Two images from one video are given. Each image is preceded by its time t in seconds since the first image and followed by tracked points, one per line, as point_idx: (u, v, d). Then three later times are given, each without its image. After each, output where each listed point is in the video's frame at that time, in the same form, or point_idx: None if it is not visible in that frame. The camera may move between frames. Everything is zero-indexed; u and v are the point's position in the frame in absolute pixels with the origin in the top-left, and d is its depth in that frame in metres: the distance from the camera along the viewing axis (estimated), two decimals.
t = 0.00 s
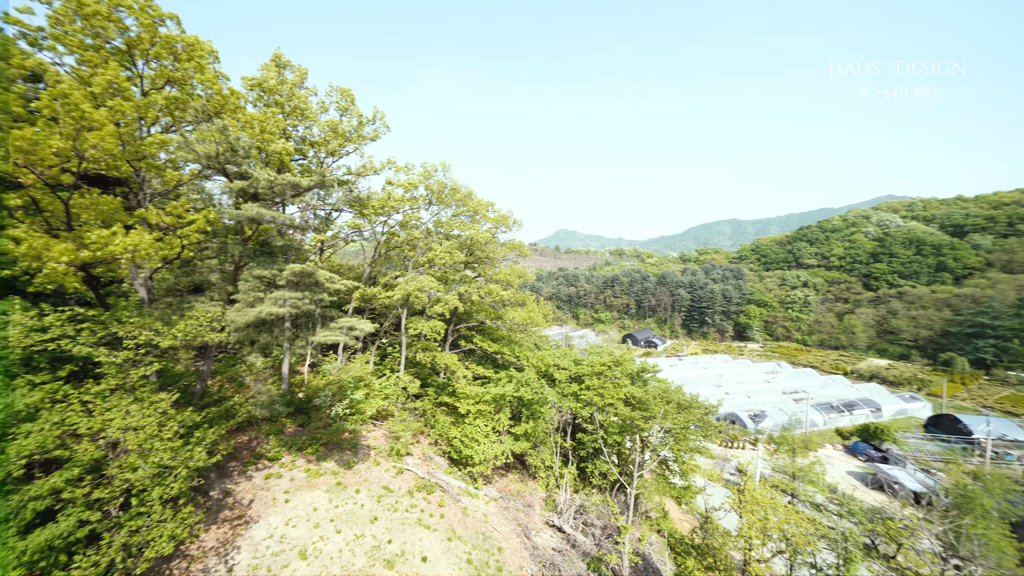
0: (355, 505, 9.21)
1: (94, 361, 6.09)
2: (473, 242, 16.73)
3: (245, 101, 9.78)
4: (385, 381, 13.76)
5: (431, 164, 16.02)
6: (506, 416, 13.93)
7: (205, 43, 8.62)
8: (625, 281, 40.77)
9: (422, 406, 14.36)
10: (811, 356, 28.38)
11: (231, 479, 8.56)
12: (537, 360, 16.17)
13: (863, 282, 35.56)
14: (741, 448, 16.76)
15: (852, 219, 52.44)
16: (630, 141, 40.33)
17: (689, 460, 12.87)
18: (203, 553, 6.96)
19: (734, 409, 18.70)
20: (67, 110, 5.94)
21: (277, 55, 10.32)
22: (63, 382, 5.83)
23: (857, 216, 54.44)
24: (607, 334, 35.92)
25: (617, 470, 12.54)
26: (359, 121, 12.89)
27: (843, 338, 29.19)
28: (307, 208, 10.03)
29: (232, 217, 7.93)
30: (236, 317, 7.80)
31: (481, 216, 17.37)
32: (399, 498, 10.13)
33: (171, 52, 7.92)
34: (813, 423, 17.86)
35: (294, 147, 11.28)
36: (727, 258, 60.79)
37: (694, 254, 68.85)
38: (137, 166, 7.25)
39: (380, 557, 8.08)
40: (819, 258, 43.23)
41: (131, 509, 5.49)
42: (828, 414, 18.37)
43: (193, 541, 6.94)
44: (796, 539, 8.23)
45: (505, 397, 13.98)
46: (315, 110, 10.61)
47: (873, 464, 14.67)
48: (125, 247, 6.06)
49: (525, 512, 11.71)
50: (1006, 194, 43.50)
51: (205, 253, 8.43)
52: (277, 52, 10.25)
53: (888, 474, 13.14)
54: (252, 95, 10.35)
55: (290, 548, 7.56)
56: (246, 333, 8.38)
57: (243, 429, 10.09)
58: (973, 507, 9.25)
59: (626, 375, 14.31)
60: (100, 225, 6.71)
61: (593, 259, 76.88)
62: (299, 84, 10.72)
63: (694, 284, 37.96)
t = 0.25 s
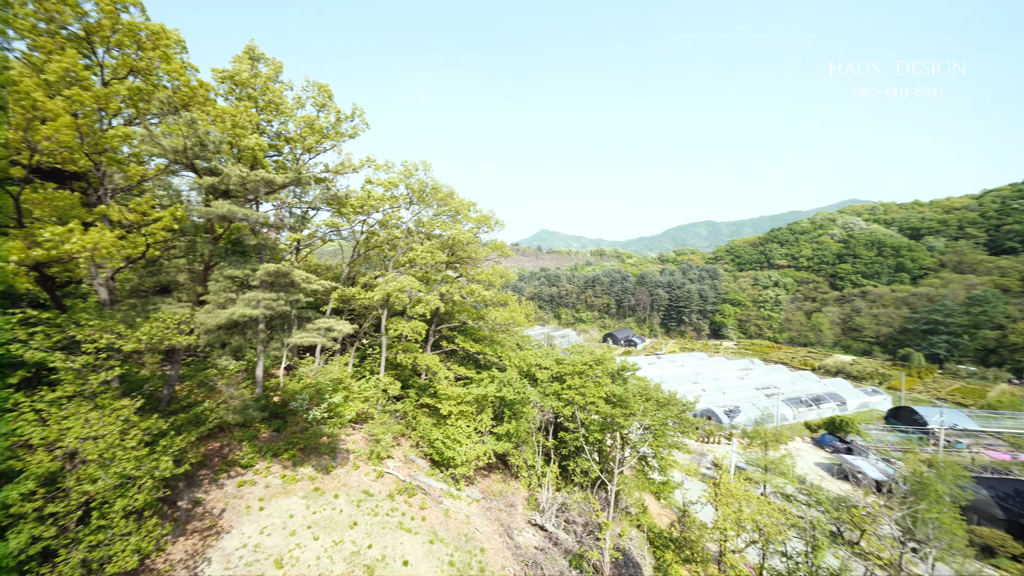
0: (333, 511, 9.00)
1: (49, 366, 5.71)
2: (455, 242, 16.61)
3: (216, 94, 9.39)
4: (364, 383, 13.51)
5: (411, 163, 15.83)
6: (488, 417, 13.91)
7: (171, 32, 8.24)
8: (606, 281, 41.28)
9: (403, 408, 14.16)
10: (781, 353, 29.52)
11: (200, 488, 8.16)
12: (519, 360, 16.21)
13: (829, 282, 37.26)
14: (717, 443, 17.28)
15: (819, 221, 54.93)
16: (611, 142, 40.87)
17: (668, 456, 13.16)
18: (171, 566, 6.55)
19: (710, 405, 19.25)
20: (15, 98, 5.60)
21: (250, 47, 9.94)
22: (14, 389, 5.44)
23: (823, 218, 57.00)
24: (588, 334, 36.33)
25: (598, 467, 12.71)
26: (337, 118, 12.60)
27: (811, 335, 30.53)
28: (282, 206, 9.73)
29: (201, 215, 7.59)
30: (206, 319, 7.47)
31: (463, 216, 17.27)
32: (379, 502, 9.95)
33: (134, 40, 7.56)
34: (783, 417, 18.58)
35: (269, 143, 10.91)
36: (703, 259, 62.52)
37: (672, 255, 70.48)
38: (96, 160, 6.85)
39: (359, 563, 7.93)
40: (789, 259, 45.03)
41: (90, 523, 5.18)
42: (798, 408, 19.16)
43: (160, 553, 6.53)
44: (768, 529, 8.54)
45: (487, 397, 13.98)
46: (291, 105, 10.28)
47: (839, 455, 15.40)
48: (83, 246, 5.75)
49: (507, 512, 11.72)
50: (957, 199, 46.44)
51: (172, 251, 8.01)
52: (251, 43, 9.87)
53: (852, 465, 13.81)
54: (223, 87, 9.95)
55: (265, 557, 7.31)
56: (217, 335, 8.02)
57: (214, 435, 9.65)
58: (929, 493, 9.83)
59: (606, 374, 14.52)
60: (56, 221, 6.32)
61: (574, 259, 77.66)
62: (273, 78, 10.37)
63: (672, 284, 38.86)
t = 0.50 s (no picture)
0: (310, 517, 8.75)
1: None
2: (436, 242, 16.46)
3: (183, 86, 8.99)
4: (342, 386, 13.21)
5: (390, 161, 15.61)
6: (470, 417, 13.87)
7: (135, 21, 7.85)
8: (586, 281, 41.76)
9: (382, 410, 13.93)
10: (754, 350, 30.64)
11: (167, 499, 7.78)
12: (501, 360, 16.23)
13: (797, 281, 38.94)
14: (693, 437, 17.81)
15: (788, 223, 57.31)
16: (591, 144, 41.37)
17: (647, 452, 13.43)
18: None
19: (687, 401, 19.79)
20: None
21: (221, 38, 9.55)
22: None
23: (792, 221, 59.50)
24: (569, 333, 36.71)
25: (579, 465, 12.87)
26: (313, 114, 12.28)
27: (781, 332, 31.82)
28: (255, 203, 9.38)
29: (166, 213, 7.24)
30: (172, 322, 7.14)
31: (444, 216, 17.15)
32: (358, 507, 9.74)
33: (93, 27, 7.18)
34: (755, 411, 19.30)
35: (240, 139, 10.52)
36: (680, 259, 64.18)
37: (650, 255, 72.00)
38: (49, 153, 6.42)
39: (337, 570, 7.74)
40: (760, 259, 46.80)
41: (43, 542, 4.85)
42: (769, 403, 19.93)
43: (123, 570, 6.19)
44: (741, 520, 8.84)
45: (468, 398, 13.91)
46: (264, 100, 9.95)
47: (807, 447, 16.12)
48: (36, 244, 5.42)
49: (489, 513, 11.70)
50: (913, 203, 49.33)
51: (135, 251, 7.61)
52: (221, 35, 9.49)
53: (819, 455, 14.48)
54: (190, 79, 9.53)
55: (237, 568, 7.03)
56: (184, 339, 7.67)
57: (182, 444, 9.20)
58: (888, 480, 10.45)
59: (587, 373, 14.74)
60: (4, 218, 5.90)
61: (555, 259, 78.30)
62: (245, 71, 10.01)
63: (650, 283, 39.69)
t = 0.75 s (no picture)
0: (288, 524, 8.52)
1: None
2: (417, 242, 16.30)
3: (149, 78, 8.59)
4: (321, 389, 12.91)
5: (370, 159, 15.36)
6: (452, 418, 13.80)
7: (96, 7, 7.47)
8: (568, 281, 42.08)
9: (363, 413, 13.68)
10: (729, 347, 31.60)
11: (133, 510, 7.43)
12: (484, 361, 16.21)
13: (770, 281, 40.37)
14: (673, 434, 18.22)
15: (761, 225, 59.34)
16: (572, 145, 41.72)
17: (628, 449, 13.66)
18: None
19: (666, 399, 20.22)
20: None
21: (190, 29, 9.18)
22: None
23: (765, 222, 61.63)
24: (552, 333, 36.94)
25: (561, 464, 12.99)
26: (289, 110, 11.96)
27: (755, 330, 32.94)
28: (227, 201, 9.06)
29: (130, 209, 6.91)
30: (138, 324, 6.82)
31: (425, 216, 17.00)
32: (338, 512, 9.54)
33: (50, 13, 6.79)
34: (731, 407, 19.91)
35: (212, 134, 10.14)
36: (659, 259, 65.50)
37: (631, 255, 73.20)
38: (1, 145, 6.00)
39: None
40: (735, 259, 48.28)
41: None
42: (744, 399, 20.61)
43: None
44: (718, 512, 9.11)
45: (451, 399, 13.83)
46: (237, 94, 9.62)
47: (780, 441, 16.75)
48: None
49: (472, 514, 11.67)
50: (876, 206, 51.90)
51: (97, 250, 7.21)
52: (190, 25, 9.13)
53: (791, 448, 15.07)
54: (158, 71, 9.13)
55: None
56: (151, 342, 7.33)
57: (149, 452, 8.76)
58: (854, 470, 10.96)
59: (569, 372, 14.90)
60: None
61: (538, 259, 78.66)
62: (217, 64, 9.66)
63: (631, 283, 40.33)
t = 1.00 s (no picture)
0: (265, 532, 8.28)
1: None
2: (400, 242, 16.12)
3: (115, 69, 8.21)
4: (300, 392, 12.62)
5: (351, 157, 15.10)
6: (437, 419, 13.70)
7: None
8: (552, 281, 42.25)
9: (344, 416, 13.41)
10: (708, 345, 32.42)
11: (97, 522, 7.06)
12: (467, 361, 16.20)
13: (747, 281, 41.60)
14: (654, 431, 18.56)
15: (738, 226, 61.07)
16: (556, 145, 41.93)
17: (611, 447, 13.84)
18: None
19: (648, 396, 20.59)
20: None
21: (160, 18, 8.81)
22: None
23: (742, 224, 63.46)
24: (536, 333, 37.08)
25: (545, 463, 13.08)
26: (266, 105, 11.63)
27: (732, 328, 33.87)
28: (200, 198, 8.76)
29: (95, 207, 6.59)
30: (103, 326, 6.53)
31: (408, 215, 16.82)
32: (317, 517, 9.33)
33: None
34: (710, 404, 20.44)
35: (183, 129, 9.76)
36: (641, 259, 66.58)
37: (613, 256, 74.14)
38: None
39: None
40: (714, 260, 49.57)
41: None
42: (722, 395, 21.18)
43: None
44: (697, 506, 9.34)
45: (434, 401, 13.73)
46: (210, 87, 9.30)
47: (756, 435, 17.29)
48: None
49: (456, 515, 11.61)
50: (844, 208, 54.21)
51: (58, 248, 6.82)
52: (159, 15, 8.76)
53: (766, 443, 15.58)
54: (124, 62, 8.71)
55: None
56: (118, 345, 7.01)
57: (115, 460, 8.34)
58: (825, 462, 11.43)
59: (553, 371, 15.02)
60: None
61: (522, 260, 78.81)
62: (189, 56, 9.31)
63: (614, 283, 40.85)
